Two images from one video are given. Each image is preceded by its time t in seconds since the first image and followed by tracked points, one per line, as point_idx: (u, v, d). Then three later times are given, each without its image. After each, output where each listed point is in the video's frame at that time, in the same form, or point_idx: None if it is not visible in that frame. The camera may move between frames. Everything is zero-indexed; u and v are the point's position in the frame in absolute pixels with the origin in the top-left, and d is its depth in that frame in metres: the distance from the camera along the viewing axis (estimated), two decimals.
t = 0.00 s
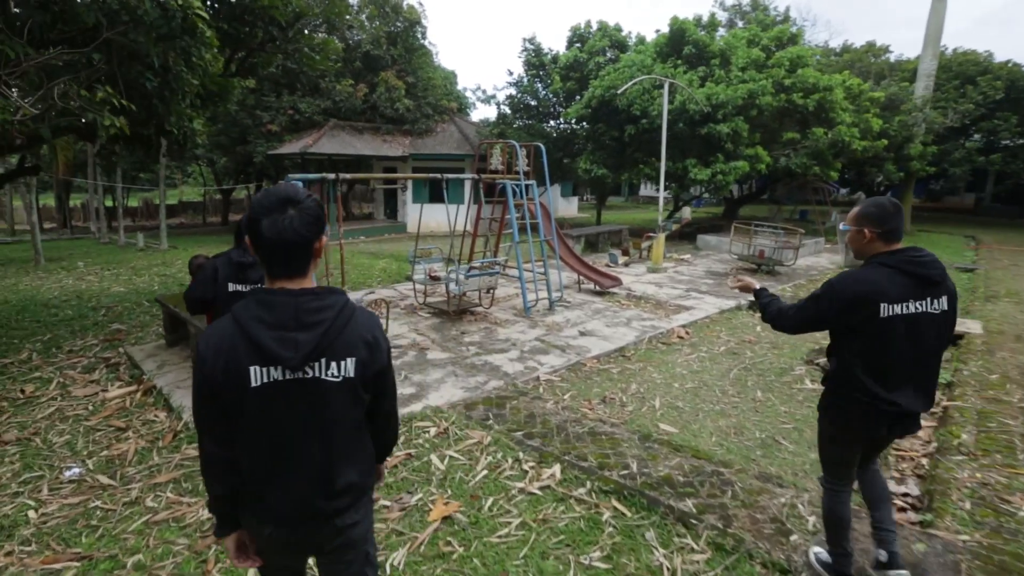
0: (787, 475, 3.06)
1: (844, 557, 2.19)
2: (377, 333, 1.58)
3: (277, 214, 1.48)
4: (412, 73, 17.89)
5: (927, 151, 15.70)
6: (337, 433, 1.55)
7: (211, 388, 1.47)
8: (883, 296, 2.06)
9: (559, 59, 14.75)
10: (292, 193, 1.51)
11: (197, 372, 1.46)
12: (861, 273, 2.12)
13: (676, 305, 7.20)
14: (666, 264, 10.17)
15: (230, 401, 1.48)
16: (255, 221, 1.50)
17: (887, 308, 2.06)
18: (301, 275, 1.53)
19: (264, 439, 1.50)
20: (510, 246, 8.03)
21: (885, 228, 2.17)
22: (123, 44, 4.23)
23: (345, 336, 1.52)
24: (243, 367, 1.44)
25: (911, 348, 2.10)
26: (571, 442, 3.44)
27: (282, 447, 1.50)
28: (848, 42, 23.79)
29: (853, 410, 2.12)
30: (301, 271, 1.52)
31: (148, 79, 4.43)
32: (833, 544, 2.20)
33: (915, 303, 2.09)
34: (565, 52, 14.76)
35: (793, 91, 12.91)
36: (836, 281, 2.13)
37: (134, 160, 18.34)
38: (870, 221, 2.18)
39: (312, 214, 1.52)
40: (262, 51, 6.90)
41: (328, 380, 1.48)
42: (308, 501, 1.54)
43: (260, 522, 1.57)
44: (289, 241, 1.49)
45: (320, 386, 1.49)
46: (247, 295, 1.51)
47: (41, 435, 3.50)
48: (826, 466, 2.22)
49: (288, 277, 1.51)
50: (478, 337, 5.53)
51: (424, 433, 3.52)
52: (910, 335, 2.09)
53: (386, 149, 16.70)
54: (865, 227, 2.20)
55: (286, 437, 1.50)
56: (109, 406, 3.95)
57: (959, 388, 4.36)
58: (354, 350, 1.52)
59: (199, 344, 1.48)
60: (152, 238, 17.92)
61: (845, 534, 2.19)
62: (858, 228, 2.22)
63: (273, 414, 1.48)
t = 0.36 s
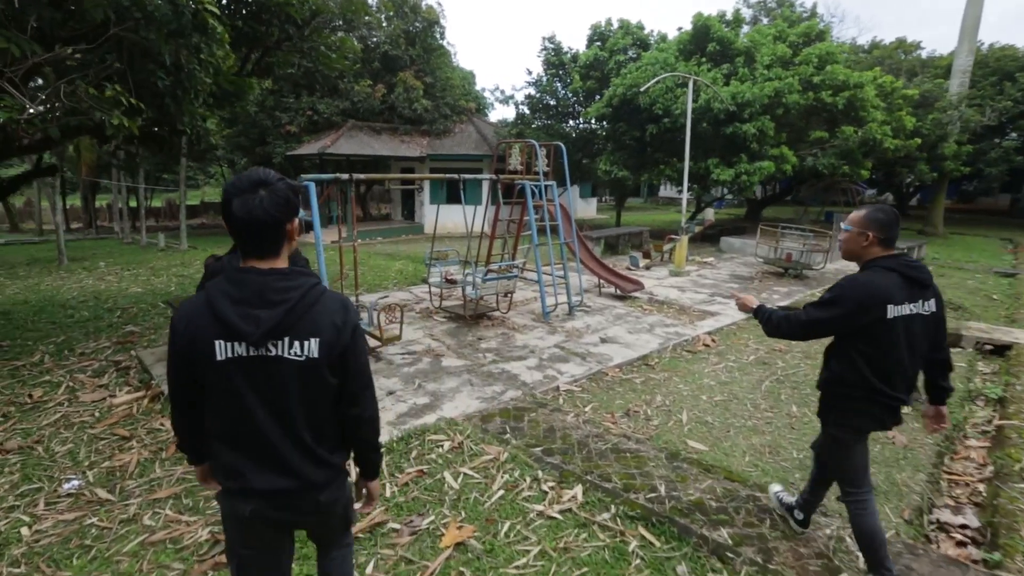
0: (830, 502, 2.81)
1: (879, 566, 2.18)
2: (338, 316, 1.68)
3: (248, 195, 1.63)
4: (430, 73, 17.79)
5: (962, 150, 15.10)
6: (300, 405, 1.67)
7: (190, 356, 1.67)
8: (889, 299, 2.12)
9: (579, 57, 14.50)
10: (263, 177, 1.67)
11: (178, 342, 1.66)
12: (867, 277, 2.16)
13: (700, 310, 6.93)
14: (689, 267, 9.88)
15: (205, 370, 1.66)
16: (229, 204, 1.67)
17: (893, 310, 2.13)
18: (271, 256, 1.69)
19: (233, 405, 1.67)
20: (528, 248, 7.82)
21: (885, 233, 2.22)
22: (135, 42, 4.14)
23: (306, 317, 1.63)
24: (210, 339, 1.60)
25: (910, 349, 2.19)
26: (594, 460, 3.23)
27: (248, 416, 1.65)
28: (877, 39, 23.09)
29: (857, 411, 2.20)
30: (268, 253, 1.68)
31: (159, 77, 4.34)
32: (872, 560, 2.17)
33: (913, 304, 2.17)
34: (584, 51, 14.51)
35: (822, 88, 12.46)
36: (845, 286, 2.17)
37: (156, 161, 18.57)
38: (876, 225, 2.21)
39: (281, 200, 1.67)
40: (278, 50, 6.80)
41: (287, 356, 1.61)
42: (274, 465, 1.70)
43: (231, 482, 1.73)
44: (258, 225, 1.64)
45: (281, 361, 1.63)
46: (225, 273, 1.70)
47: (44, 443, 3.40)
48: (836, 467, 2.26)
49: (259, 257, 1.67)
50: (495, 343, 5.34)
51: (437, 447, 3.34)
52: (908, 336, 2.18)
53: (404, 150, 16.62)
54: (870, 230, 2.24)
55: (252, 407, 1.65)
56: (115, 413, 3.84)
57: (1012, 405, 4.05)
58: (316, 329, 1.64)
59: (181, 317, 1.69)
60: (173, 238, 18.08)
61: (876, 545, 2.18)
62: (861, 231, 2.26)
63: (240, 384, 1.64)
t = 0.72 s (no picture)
0: (868, 522, 2.58)
1: (799, 501, 2.32)
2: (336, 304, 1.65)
3: (253, 190, 1.57)
4: (440, 72, 17.64)
5: (984, 149, 14.72)
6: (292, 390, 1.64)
7: (186, 338, 1.61)
8: (875, 282, 2.16)
9: (590, 55, 14.29)
10: (271, 172, 1.62)
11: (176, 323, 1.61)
12: (856, 262, 2.19)
13: (716, 313, 6.70)
14: (702, 268, 9.63)
15: (199, 351, 1.61)
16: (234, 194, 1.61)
17: (876, 293, 2.17)
18: (274, 247, 1.64)
19: (225, 389, 1.62)
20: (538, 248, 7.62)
21: (871, 220, 2.29)
22: (130, 31, 3.98)
23: (305, 303, 1.60)
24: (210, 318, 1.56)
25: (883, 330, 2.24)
26: (610, 473, 3.01)
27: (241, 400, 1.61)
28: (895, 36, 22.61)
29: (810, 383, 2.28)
30: (271, 245, 1.62)
31: (156, 68, 4.17)
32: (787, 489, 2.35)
33: (893, 287, 2.22)
34: (596, 48, 14.29)
35: (840, 86, 12.15)
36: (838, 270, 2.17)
37: (165, 160, 18.56)
38: (864, 211, 2.27)
39: (286, 193, 1.61)
40: (283, 44, 6.64)
41: (283, 340, 1.57)
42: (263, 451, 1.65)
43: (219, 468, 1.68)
44: (263, 217, 1.59)
45: (276, 346, 1.58)
46: (229, 258, 1.66)
47: (31, 449, 3.23)
48: (770, 421, 2.41)
49: (263, 247, 1.62)
50: (504, 346, 5.14)
51: (442, 457, 3.15)
52: (885, 319, 2.22)
53: (413, 149, 16.49)
54: (856, 216, 2.29)
55: (245, 390, 1.61)
56: (107, 416, 3.68)
57: None
58: (313, 318, 1.60)
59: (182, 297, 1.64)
60: (182, 237, 18.06)
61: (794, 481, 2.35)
62: (849, 216, 2.31)
63: (234, 367, 1.59)
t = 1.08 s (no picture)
0: (922, 549, 2.34)
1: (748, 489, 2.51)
2: (358, 283, 1.77)
3: (284, 168, 1.68)
4: (444, 68, 17.37)
5: (999, 147, 14.41)
6: (314, 363, 1.73)
7: (209, 311, 1.65)
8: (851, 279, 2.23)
9: (598, 51, 14.04)
10: (296, 153, 1.72)
11: (202, 295, 1.66)
12: (834, 262, 2.25)
13: (732, 314, 6.46)
14: (714, 268, 9.38)
15: (223, 322, 1.67)
16: (265, 173, 1.70)
17: (853, 290, 2.25)
18: (299, 225, 1.74)
19: (248, 358, 1.70)
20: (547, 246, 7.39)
21: (837, 217, 2.35)
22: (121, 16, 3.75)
23: (331, 281, 1.70)
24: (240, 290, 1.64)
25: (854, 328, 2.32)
26: (633, 491, 2.78)
27: (265, 368, 1.70)
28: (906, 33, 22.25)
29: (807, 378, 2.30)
30: (295, 225, 1.71)
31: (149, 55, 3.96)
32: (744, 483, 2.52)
33: (865, 282, 2.30)
34: (604, 44, 14.03)
35: (855, 82, 11.87)
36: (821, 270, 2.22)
37: (167, 157, 18.39)
38: (831, 209, 2.33)
39: (313, 173, 1.73)
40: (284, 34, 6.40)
41: (311, 315, 1.67)
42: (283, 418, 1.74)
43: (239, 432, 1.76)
44: (293, 198, 1.69)
45: (303, 321, 1.69)
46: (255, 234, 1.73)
47: (10, 459, 3.02)
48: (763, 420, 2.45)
49: (289, 226, 1.72)
50: (513, 349, 4.91)
51: (451, 471, 2.92)
52: (862, 311, 2.30)
53: (417, 146, 16.28)
54: (825, 214, 2.35)
55: (271, 359, 1.70)
56: (95, 424, 3.46)
57: None
58: (338, 296, 1.71)
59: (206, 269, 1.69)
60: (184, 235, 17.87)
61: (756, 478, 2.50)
62: (819, 214, 2.36)
63: (259, 338, 1.67)
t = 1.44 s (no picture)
0: None
1: (781, 511, 2.32)
2: (364, 283, 1.68)
3: (296, 170, 1.63)
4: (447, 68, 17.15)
5: (1012, 146, 14.15)
6: (316, 364, 1.66)
7: (216, 306, 1.62)
8: (830, 273, 2.24)
9: (603, 49, 13.83)
10: (306, 152, 1.66)
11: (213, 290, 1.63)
12: (811, 254, 2.27)
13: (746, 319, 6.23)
14: (724, 270, 9.16)
15: (229, 318, 1.64)
16: (274, 175, 1.64)
17: (831, 285, 2.24)
18: (308, 226, 1.68)
19: (253, 356, 1.66)
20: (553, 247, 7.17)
21: (819, 210, 2.37)
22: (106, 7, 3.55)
23: (335, 281, 1.63)
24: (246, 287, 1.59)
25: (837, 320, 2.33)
26: (654, 516, 2.56)
27: (269, 367, 1.65)
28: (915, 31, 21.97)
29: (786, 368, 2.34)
30: (304, 225, 1.66)
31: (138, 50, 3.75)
32: (775, 501, 2.33)
33: (848, 277, 2.30)
34: (609, 42, 13.81)
35: (866, 80, 11.65)
36: (795, 265, 2.25)
37: (168, 159, 18.24)
38: (809, 203, 2.37)
39: (324, 172, 1.67)
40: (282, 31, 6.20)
41: (313, 314, 1.60)
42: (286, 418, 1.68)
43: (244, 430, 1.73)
44: (301, 197, 1.63)
45: (307, 320, 1.62)
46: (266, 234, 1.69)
47: None
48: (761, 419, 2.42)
49: (297, 225, 1.66)
50: (520, 356, 4.69)
51: (457, 493, 2.71)
52: (842, 306, 2.29)
53: (419, 147, 16.09)
54: (805, 208, 2.40)
55: (275, 358, 1.65)
56: (78, 438, 3.26)
57: None
58: (342, 296, 1.63)
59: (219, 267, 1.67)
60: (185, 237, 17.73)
61: (784, 494, 2.32)
62: (799, 209, 2.42)
63: (263, 335, 1.63)
